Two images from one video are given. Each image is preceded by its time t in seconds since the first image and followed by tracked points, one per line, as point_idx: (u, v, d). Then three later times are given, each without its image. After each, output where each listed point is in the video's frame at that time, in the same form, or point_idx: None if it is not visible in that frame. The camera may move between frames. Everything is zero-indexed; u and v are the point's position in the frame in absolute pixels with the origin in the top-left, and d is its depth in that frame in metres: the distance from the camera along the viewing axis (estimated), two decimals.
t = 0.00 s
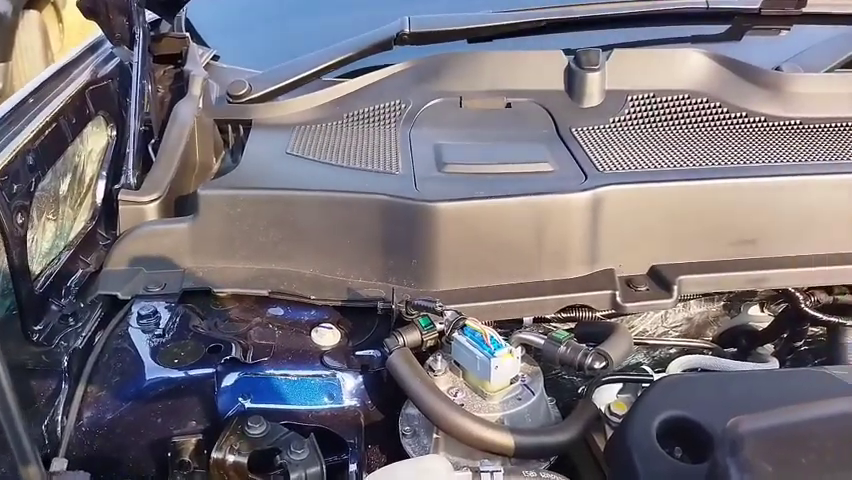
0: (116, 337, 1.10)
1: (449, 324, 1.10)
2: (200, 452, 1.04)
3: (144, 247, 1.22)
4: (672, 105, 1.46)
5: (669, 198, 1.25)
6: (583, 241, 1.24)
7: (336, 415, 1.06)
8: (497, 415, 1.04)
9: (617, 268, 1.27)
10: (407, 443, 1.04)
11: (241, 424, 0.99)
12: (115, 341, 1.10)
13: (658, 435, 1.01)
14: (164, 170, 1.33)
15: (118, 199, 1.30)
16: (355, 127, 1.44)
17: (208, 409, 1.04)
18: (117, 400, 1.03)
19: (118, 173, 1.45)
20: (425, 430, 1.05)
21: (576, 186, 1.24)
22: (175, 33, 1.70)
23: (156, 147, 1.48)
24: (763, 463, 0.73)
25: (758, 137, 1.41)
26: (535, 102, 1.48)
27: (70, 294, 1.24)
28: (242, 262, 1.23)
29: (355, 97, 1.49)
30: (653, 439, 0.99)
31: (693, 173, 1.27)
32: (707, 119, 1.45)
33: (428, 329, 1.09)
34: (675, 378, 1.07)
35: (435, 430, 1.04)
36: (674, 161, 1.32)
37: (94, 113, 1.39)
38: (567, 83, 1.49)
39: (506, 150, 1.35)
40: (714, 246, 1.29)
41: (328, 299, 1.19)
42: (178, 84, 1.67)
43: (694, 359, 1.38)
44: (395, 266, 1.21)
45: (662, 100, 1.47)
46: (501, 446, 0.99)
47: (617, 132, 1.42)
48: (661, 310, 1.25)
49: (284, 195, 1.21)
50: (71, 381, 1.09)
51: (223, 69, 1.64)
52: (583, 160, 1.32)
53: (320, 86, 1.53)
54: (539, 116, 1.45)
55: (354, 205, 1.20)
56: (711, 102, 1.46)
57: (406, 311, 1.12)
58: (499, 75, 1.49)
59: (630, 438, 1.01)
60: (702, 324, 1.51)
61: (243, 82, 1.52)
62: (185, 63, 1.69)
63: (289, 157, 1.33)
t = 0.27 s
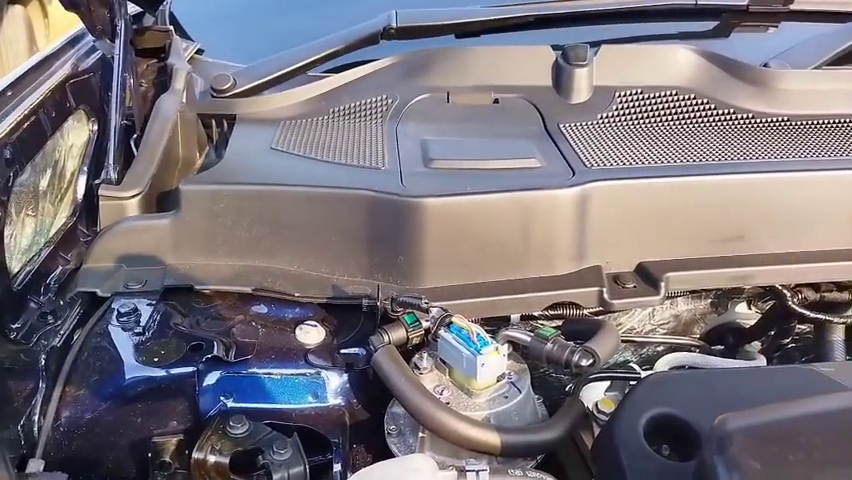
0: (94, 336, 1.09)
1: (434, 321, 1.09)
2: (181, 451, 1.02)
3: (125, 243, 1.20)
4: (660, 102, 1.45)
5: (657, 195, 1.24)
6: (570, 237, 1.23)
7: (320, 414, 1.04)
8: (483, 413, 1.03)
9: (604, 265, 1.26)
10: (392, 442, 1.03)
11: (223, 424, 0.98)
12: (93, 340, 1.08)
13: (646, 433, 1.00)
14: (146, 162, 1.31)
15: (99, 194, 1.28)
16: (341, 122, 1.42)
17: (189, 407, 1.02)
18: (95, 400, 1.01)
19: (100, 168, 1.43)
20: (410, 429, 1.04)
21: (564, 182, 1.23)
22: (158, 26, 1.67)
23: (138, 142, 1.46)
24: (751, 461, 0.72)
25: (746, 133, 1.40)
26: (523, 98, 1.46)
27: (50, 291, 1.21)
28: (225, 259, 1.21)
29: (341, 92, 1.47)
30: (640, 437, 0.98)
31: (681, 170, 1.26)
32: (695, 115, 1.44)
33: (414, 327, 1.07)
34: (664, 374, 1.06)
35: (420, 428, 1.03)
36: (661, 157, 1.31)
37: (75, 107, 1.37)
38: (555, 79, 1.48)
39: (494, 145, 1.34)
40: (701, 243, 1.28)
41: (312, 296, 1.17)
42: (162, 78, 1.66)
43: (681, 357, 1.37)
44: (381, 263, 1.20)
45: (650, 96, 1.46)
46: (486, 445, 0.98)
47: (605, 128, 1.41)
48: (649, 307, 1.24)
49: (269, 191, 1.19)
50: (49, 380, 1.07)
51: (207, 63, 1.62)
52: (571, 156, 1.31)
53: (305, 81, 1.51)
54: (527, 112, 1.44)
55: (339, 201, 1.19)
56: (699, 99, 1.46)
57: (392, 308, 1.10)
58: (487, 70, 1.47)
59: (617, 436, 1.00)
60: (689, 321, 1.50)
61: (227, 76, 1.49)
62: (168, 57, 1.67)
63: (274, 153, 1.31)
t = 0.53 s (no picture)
0: (82, 329, 1.07)
1: (426, 313, 1.08)
2: (170, 443, 1.01)
3: (114, 237, 1.19)
4: (654, 92, 1.45)
5: (650, 185, 1.23)
6: (563, 229, 1.22)
7: (311, 406, 1.04)
8: (476, 405, 1.03)
9: (597, 257, 1.25)
10: (385, 435, 1.02)
11: (213, 417, 0.97)
12: (81, 334, 1.06)
13: (639, 423, 1.00)
14: (135, 155, 1.31)
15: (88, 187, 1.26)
16: (332, 114, 1.41)
17: (179, 401, 1.01)
18: (85, 393, 1.00)
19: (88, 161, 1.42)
20: (403, 421, 1.03)
21: (556, 173, 1.22)
22: (148, 18, 1.65)
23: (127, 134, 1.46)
24: (744, 451, 0.70)
25: (740, 124, 1.40)
26: (516, 89, 1.45)
27: (39, 285, 1.21)
28: (215, 252, 1.21)
29: (332, 84, 1.46)
30: (634, 428, 0.98)
31: (674, 160, 1.26)
32: (688, 106, 1.44)
33: (405, 318, 1.07)
34: (660, 364, 1.06)
35: (412, 421, 1.02)
36: (654, 148, 1.30)
37: (63, 99, 1.36)
38: (548, 70, 1.47)
39: (486, 137, 1.33)
40: (695, 234, 1.27)
41: (303, 289, 1.16)
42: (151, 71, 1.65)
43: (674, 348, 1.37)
44: (373, 255, 1.19)
45: (643, 87, 1.45)
46: (478, 437, 0.97)
47: (598, 119, 1.41)
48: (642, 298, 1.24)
49: (259, 183, 1.18)
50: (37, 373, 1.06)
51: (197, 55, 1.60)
52: (564, 146, 1.31)
53: (296, 73, 1.50)
54: (519, 103, 1.43)
55: (331, 193, 1.18)
56: (692, 90, 1.45)
57: (383, 300, 1.10)
58: (479, 61, 1.46)
59: (611, 427, 1.00)
60: (683, 313, 1.50)
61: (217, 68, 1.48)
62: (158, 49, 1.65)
63: (264, 145, 1.30)
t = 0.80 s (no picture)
0: (75, 314, 1.06)
1: (422, 297, 1.07)
2: (164, 429, 1.00)
3: (106, 222, 1.18)
4: (652, 77, 1.44)
5: (647, 170, 1.22)
6: (560, 214, 1.21)
7: (306, 392, 1.03)
8: (472, 390, 1.02)
9: (595, 242, 1.24)
10: (381, 420, 1.02)
11: (208, 402, 0.97)
12: (74, 318, 1.06)
13: (636, 408, 0.99)
14: (129, 140, 1.30)
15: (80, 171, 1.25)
16: (328, 100, 1.40)
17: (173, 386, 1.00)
18: (78, 378, 1.00)
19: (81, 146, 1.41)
20: (399, 406, 1.03)
21: (553, 158, 1.21)
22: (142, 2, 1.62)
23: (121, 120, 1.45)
24: (742, 434, 0.69)
25: (738, 109, 1.39)
26: (514, 74, 1.44)
27: (32, 270, 1.20)
28: (209, 237, 1.20)
29: (328, 69, 1.45)
30: (630, 414, 0.97)
31: (672, 145, 1.25)
32: (686, 91, 1.43)
33: (402, 303, 1.06)
34: (656, 350, 1.05)
35: (408, 406, 1.02)
36: (652, 132, 1.29)
37: (55, 84, 1.35)
38: (546, 55, 1.46)
39: (482, 121, 1.32)
40: (693, 219, 1.26)
41: (299, 274, 1.15)
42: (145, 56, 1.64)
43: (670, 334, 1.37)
44: (368, 241, 1.18)
45: (642, 71, 1.44)
46: (474, 421, 0.97)
47: (596, 104, 1.40)
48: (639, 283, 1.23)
49: (254, 167, 1.17)
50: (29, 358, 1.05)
51: (191, 41, 1.59)
52: (561, 131, 1.30)
53: (292, 58, 1.48)
54: (517, 88, 1.42)
55: (326, 177, 1.17)
56: (691, 75, 1.44)
57: (379, 284, 1.09)
58: (476, 45, 1.45)
59: (607, 412, 0.99)
60: (680, 299, 1.50)
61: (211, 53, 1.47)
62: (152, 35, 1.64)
63: (259, 130, 1.29)
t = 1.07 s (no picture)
0: (74, 301, 1.05)
1: (425, 285, 1.06)
2: (165, 418, 0.99)
3: (105, 208, 1.17)
4: (657, 65, 1.42)
5: (652, 157, 1.21)
6: (564, 202, 1.20)
7: (308, 380, 1.02)
8: (475, 378, 1.01)
9: (599, 231, 1.23)
10: (383, 409, 1.01)
11: (208, 390, 0.95)
12: (74, 306, 1.04)
13: (640, 398, 0.98)
14: (128, 126, 1.29)
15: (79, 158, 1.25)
16: (330, 86, 1.39)
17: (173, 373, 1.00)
18: (77, 365, 0.99)
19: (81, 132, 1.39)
20: (401, 395, 1.02)
21: (557, 145, 1.20)
22: None
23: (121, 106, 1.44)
24: (751, 422, 0.68)
25: (744, 97, 1.37)
26: (518, 61, 1.43)
27: (31, 257, 1.19)
28: (210, 224, 1.18)
29: (330, 56, 1.43)
30: (634, 403, 0.96)
31: (677, 132, 1.24)
32: (691, 79, 1.42)
33: (404, 291, 1.05)
34: (659, 340, 1.04)
35: (411, 395, 1.01)
36: (657, 120, 1.28)
37: (54, 70, 1.33)
38: (550, 42, 1.44)
39: (486, 108, 1.31)
40: (699, 208, 1.25)
41: (299, 262, 1.14)
42: (144, 42, 1.62)
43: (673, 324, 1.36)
44: (371, 228, 1.17)
45: (647, 59, 1.43)
46: (478, 410, 0.96)
47: (600, 91, 1.38)
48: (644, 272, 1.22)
49: (255, 153, 1.16)
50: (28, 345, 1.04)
51: (191, 27, 1.58)
52: (566, 118, 1.28)
53: (293, 44, 1.47)
54: (521, 76, 1.40)
55: (328, 164, 1.16)
56: (696, 63, 1.42)
57: (382, 272, 1.09)
58: (480, 32, 1.44)
59: (611, 401, 0.98)
60: (684, 290, 1.49)
61: (212, 39, 1.46)
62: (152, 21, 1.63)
63: (260, 116, 1.27)
